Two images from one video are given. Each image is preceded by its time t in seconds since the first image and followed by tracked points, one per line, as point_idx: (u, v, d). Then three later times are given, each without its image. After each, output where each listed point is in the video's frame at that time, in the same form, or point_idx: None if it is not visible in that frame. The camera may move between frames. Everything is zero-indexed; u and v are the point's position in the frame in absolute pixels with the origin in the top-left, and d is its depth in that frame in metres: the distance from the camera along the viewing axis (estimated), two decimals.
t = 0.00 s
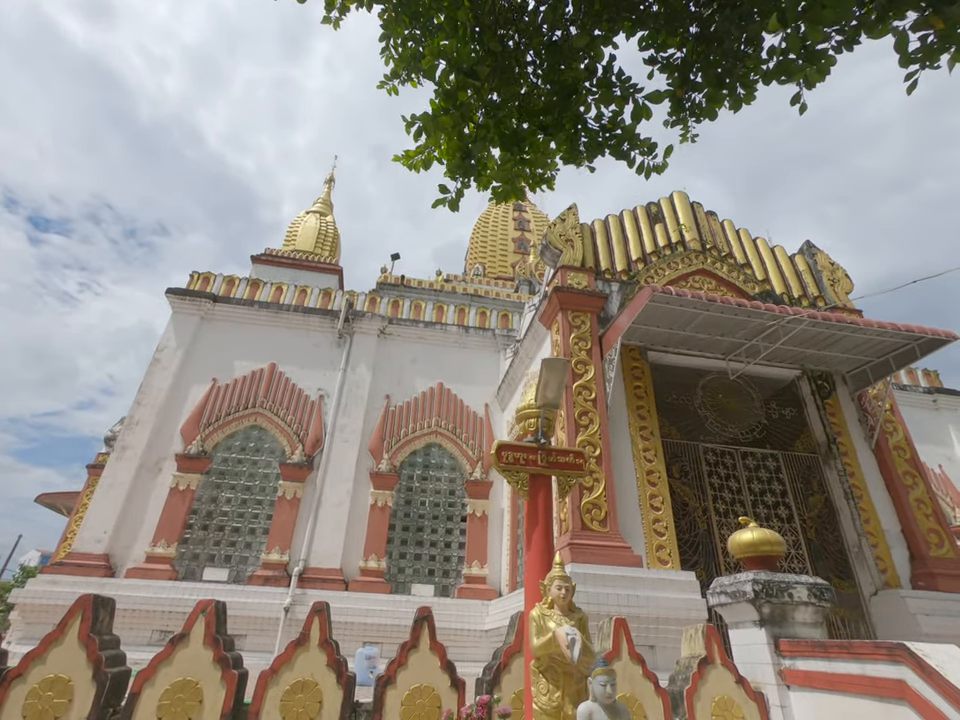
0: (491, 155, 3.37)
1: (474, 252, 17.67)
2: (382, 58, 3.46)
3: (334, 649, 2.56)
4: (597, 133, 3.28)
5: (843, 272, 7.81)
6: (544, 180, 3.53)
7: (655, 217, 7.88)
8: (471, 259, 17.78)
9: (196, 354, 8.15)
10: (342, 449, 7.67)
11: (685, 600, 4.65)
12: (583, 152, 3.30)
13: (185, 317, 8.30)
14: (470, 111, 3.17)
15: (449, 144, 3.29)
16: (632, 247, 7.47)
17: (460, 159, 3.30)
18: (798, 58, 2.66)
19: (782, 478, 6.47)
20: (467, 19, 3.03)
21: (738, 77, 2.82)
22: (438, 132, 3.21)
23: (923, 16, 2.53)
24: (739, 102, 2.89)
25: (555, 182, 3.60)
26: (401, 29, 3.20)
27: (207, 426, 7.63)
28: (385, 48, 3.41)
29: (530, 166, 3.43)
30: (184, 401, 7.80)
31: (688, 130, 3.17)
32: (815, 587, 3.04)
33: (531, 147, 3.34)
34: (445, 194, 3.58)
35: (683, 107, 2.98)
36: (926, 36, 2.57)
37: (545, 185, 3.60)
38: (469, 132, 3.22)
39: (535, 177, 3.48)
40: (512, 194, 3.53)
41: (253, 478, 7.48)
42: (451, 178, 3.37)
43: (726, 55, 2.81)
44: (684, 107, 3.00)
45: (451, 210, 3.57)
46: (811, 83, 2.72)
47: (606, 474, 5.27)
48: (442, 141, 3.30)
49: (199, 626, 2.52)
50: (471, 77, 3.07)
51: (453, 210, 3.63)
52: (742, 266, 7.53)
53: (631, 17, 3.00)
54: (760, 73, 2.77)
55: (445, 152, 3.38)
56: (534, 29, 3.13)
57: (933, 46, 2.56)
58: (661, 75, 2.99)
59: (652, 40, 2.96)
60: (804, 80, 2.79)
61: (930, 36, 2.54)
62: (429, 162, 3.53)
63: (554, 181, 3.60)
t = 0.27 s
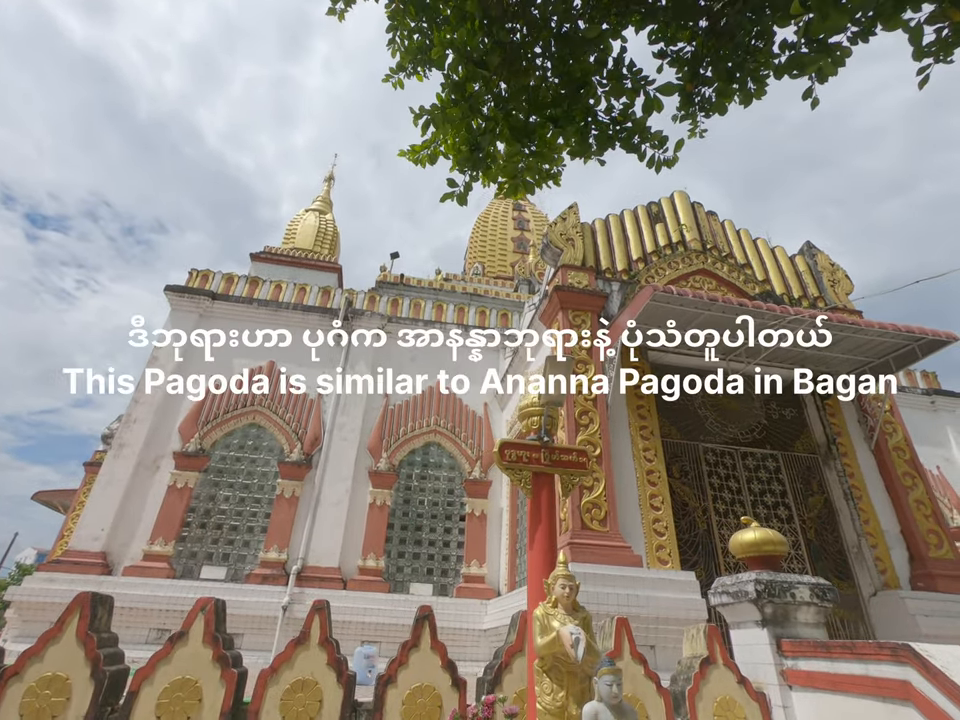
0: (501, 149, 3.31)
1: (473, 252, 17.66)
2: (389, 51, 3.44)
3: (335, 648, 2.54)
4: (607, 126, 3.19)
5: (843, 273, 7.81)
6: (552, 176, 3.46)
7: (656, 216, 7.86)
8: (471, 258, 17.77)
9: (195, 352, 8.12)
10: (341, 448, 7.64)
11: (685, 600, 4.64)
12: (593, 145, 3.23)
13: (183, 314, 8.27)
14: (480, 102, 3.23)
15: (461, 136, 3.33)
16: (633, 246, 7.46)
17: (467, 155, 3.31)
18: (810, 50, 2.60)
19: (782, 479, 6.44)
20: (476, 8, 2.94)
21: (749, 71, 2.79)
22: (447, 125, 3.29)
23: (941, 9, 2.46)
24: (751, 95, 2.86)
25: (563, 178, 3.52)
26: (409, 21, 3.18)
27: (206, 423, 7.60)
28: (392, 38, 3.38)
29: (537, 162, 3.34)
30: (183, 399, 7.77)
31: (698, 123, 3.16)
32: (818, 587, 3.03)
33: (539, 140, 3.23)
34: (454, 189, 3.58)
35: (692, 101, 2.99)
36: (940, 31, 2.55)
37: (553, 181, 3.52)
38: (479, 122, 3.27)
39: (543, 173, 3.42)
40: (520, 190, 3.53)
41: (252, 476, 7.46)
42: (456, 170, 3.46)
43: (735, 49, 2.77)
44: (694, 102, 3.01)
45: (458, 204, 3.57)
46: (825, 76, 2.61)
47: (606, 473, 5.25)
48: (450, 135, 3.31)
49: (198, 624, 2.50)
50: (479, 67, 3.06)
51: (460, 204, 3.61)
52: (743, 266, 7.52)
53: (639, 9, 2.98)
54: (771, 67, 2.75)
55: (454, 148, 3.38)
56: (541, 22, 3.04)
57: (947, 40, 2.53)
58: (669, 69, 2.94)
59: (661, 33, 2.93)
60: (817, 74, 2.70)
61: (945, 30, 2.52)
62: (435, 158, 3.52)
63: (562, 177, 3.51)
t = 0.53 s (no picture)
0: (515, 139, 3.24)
1: (471, 251, 17.63)
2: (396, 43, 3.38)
3: (336, 647, 2.51)
4: (624, 117, 3.11)
5: (842, 275, 7.83)
6: (561, 171, 3.37)
7: (656, 216, 7.85)
8: (469, 257, 17.74)
9: (192, 348, 8.07)
10: (338, 446, 7.61)
11: (685, 600, 4.63)
12: (609, 138, 3.17)
13: (180, 310, 8.21)
14: (492, 92, 3.14)
15: (474, 126, 3.25)
16: (633, 246, 7.45)
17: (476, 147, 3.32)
18: (827, 42, 2.54)
19: (781, 479, 6.44)
20: None
21: (766, 64, 2.71)
22: (459, 116, 3.17)
23: None
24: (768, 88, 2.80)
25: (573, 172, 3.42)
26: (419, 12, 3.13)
27: (202, 421, 7.54)
28: (402, 27, 3.32)
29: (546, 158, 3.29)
30: (179, 395, 7.72)
31: (712, 119, 3.06)
32: (821, 587, 3.02)
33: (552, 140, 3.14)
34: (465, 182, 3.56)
35: (706, 95, 2.88)
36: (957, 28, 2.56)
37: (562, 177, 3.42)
38: (492, 110, 3.19)
39: (553, 168, 3.34)
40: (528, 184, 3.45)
41: (249, 473, 7.41)
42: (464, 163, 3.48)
43: (750, 44, 2.69)
44: (709, 95, 2.90)
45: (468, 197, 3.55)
46: (846, 68, 2.54)
47: (605, 472, 5.24)
48: (459, 127, 3.27)
49: (198, 622, 2.47)
50: (495, 52, 2.82)
51: (471, 197, 3.60)
52: (742, 267, 7.52)
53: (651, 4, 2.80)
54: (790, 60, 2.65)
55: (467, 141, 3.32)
56: (551, 13, 2.88)
57: None
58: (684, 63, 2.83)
59: (676, 25, 2.78)
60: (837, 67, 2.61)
61: None
62: (443, 151, 3.49)
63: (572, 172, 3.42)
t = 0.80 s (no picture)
0: (531, 130, 3.20)
1: (469, 250, 17.60)
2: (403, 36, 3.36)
3: (338, 647, 2.50)
4: (637, 111, 3.04)
5: (840, 275, 7.84)
6: (568, 167, 3.34)
7: (656, 216, 7.85)
8: (466, 256, 17.71)
9: (188, 346, 8.01)
10: (336, 445, 7.58)
11: (685, 599, 4.62)
12: (622, 131, 3.08)
13: (177, 308, 8.16)
14: (503, 84, 3.06)
15: (487, 117, 3.20)
16: (632, 245, 7.44)
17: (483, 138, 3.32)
18: (843, 36, 2.54)
19: (780, 479, 6.45)
20: None
21: (779, 59, 2.71)
22: (469, 109, 3.16)
23: None
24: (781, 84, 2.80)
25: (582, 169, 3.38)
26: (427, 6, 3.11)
27: (199, 419, 7.50)
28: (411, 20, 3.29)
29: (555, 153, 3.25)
30: (176, 394, 7.67)
31: (723, 114, 3.04)
32: (823, 587, 3.01)
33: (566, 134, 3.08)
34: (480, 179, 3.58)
35: (720, 89, 2.86)
36: None
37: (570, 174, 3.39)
38: (504, 102, 3.12)
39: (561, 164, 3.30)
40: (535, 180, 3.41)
41: (246, 472, 7.37)
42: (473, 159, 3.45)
43: (761, 41, 2.67)
44: (721, 90, 2.88)
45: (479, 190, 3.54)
46: (862, 63, 2.53)
47: (605, 471, 5.22)
48: (467, 121, 3.27)
49: (198, 622, 2.44)
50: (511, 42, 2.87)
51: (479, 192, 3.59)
52: (741, 267, 7.52)
53: None
54: (803, 55, 2.67)
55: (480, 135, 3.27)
56: (563, 7, 2.90)
57: None
58: (697, 58, 2.78)
59: (687, 20, 2.71)
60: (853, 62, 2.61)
61: None
62: (450, 146, 3.47)
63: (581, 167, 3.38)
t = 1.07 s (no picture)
0: (543, 124, 3.20)
1: (466, 249, 17.57)
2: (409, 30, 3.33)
3: (339, 646, 2.48)
4: (651, 105, 3.00)
5: (838, 275, 7.85)
6: (576, 165, 3.32)
7: (654, 215, 7.85)
8: (464, 255, 17.68)
9: (185, 344, 7.96)
10: (334, 443, 7.54)
11: (684, 598, 4.61)
12: (635, 126, 3.07)
13: (173, 305, 8.10)
14: (515, 76, 3.03)
15: (499, 109, 3.15)
16: (631, 244, 7.43)
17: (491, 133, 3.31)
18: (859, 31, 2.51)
19: (778, 478, 6.46)
20: None
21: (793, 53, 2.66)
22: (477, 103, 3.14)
23: None
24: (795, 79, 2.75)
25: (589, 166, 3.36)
26: None
27: (195, 417, 7.45)
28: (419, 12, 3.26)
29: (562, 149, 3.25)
30: (172, 392, 7.61)
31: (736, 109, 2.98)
32: (825, 586, 3.01)
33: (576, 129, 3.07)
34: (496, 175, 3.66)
35: (732, 84, 2.82)
36: None
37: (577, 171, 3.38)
38: (515, 96, 3.07)
39: (568, 161, 3.29)
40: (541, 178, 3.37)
41: (243, 471, 7.33)
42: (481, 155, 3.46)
43: (774, 34, 2.64)
44: (734, 86, 2.85)
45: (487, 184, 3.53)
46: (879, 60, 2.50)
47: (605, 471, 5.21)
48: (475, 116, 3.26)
49: (198, 622, 2.41)
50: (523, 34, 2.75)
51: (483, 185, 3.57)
52: (740, 266, 7.52)
53: None
54: (817, 49, 2.60)
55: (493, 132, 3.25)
56: None
57: None
58: (708, 53, 2.76)
59: (699, 14, 2.69)
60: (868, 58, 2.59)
61: None
62: (457, 141, 3.45)
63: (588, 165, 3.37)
